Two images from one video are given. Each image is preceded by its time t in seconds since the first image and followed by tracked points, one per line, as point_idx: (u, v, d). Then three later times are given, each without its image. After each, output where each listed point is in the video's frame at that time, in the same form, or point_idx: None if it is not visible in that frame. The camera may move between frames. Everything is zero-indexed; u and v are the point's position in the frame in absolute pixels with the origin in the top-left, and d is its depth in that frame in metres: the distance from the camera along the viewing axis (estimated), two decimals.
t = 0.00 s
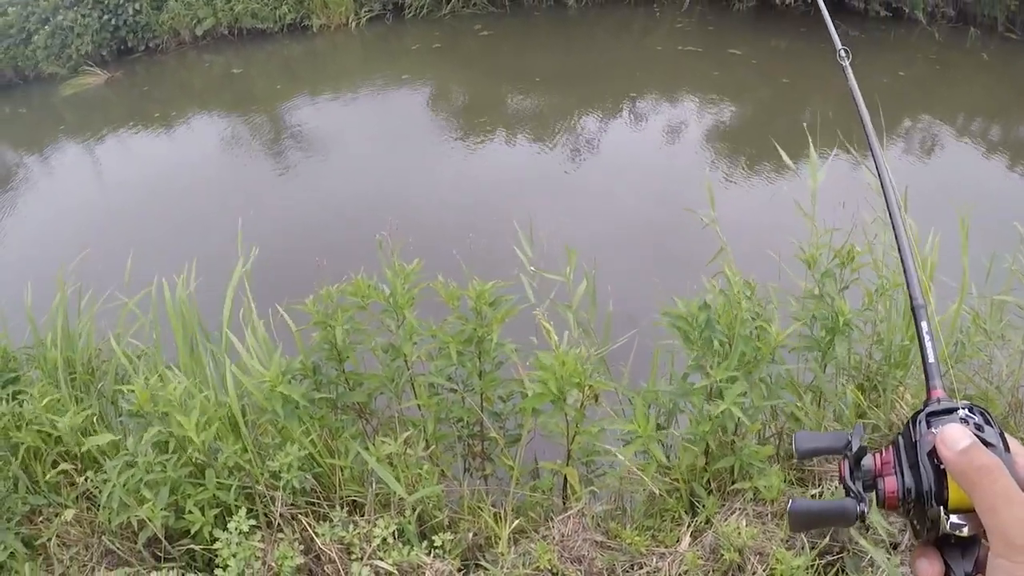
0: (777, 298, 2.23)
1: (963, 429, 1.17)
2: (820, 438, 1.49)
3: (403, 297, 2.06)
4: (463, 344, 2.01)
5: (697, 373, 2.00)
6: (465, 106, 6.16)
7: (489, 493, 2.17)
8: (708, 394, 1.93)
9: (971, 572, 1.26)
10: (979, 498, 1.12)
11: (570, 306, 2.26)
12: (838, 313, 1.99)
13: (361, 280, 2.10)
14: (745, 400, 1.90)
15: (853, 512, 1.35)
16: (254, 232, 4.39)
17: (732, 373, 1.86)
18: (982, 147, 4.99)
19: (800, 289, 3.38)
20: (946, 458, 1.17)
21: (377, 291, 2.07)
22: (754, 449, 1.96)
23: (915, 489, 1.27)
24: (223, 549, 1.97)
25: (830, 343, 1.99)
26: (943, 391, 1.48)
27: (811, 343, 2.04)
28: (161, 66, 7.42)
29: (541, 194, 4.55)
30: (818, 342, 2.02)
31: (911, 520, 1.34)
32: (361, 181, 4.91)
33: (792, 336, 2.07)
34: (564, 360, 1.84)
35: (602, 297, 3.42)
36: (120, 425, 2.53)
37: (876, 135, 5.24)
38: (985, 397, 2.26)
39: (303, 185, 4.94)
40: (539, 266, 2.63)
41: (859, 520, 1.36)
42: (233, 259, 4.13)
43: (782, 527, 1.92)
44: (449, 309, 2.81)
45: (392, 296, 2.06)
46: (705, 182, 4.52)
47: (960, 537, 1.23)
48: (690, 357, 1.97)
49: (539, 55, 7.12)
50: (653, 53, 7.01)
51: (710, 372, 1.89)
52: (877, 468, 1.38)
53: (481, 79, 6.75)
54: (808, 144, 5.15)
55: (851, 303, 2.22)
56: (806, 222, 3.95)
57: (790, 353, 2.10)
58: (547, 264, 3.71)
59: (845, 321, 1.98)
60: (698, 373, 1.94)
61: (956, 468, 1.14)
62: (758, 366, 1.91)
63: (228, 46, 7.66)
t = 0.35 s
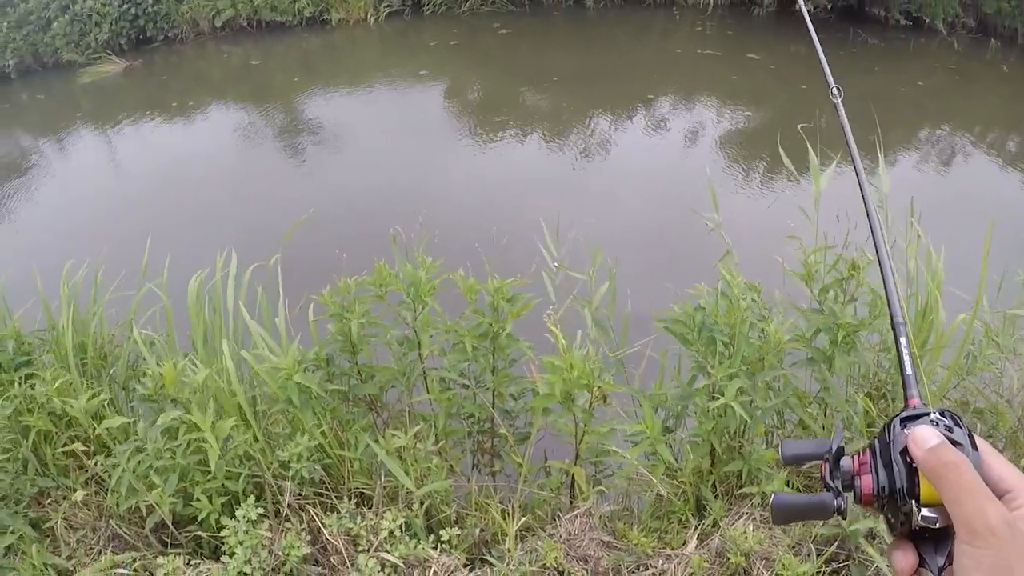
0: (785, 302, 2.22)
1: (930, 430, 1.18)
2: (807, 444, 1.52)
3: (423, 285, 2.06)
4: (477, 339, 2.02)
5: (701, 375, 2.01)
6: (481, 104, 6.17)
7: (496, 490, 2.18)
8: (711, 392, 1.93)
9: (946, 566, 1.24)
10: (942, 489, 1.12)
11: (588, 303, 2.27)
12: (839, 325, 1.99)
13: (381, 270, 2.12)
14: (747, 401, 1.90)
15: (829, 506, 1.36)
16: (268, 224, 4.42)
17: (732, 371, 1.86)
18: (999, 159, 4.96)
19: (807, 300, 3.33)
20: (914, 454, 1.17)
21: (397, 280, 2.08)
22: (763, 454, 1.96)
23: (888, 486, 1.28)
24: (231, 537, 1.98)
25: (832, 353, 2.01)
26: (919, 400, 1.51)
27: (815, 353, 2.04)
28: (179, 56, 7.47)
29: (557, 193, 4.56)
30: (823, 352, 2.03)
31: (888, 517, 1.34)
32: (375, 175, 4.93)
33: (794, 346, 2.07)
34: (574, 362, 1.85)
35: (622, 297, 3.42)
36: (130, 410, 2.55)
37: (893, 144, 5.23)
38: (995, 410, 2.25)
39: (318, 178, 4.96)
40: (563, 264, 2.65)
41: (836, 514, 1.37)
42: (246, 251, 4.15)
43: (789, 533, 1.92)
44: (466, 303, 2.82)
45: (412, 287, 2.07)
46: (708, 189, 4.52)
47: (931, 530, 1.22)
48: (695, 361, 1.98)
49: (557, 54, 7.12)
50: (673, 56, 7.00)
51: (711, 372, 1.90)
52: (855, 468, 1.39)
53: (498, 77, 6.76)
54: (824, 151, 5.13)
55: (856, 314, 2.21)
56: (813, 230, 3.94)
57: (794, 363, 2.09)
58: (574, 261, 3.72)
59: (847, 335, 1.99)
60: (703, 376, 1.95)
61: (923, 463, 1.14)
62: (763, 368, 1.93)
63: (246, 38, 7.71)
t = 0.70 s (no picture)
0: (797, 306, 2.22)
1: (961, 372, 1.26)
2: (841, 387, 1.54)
3: (436, 286, 2.07)
4: (488, 341, 2.02)
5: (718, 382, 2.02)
6: (494, 104, 6.19)
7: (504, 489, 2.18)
8: (731, 403, 1.95)
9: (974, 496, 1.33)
10: (974, 425, 1.21)
11: (598, 306, 2.28)
12: (851, 330, 2.00)
13: (394, 268, 2.13)
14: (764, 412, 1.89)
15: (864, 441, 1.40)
16: (281, 218, 4.44)
17: (754, 385, 1.87)
18: (1014, 170, 4.94)
19: (817, 307, 3.36)
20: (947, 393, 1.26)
21: (410, 278, 2.09)
22: (774, 460, 1.96)
23: (920, 424, 1.33)
24: (238, 530, 1.99)
25: (845, 360, 2.01)
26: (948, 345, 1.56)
27: (827, 360, 2.04)
28: (197, 49, 7.51)
29: (570, 194, 4.56)
30: (835, 359, 2.03)
31: (919, 453, 1.40)
32: (388, 173, 4.94)
33: (807, 353, 2.07)
34: (590, 365, 1.85)
35: (633, 300, 3.42)
36: (142, 400, 2.56)
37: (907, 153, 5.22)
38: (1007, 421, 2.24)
39: (331, 174, 4.97)
40: (572, 265, 2.66)
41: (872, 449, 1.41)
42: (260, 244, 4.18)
43: (797, 540, 1.92)
44: (478, 303, 2.84)
45: (425, 287, 2.08)
46: (719, 193, 4.52)
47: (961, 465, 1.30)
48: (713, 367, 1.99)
49: (572, 56, 7.13)
50: (690, 60, 6.99)
51: (733, 383, 1.90)
52: (886, 407, 1.42)
53: (513, 77, 6.77)
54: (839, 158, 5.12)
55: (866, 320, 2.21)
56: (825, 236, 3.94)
57: (804, 371, 2.08)
58: (584, 265, 3.74)
59: (859, 341, 2.00)
60: (722, 382, 1.96)
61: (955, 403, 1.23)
62: (780, 378, 1.91)
63: (264, 33, 7.76)
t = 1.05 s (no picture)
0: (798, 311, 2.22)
1: None
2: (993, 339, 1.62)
3: (438, 290, 2.07)
4: (491, 345, 2.02)
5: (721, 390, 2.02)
6: (498, 108, 6.20)
7: (506, 494, 2.19)
8: (733, 411, 1.95)
9: None
10: None
11: (599, 311, 2.28)
12: (857, 332, 2.00)
13: (397, 273, 2.13)
14: (768, 418, 1.91)
15: None
16: (285, 221, 4.44)
17: (757, 394, 1.87)
18: (1017, 178, 4.95)
19: (822, 312, 3.39)
20: None
21: (413, 283, 2.09)
22: (776, 465, 1.96)
23: None
24: (240, 533, 1.99)
25: (851, 363, 2.01)
26: None
27: (833, 364, 2.04)
28: (204, 49, 7.53)
29: (574, 199, 4.57)
30: (838, 363, 2.03)
31: None
32: (392, 176, 4.95)
33: (810, 358, 2.07)
34: (594, 368, 1.85)
35: (635, 305, 3.43)
36: (144, 402, 2.56)
37: (910, 158, 5.24)
38: (1009, 429, 2.24)
39: (335, 177, 4.98)
40: (572, 271, 2.67)
41: None
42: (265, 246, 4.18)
43: (799, 544, 1.92)
44: (483, 308, 2.85)
45: (427, 291, 2.08)
46: (720, 199, 4.55)
47: None
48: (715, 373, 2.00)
49: (575, 61, 7.16)
50: (696, 66, 7.00)
51: (736, 390, 1.91)
52: None
53: (517, 82, 6.78)
54: (842, 165, 5.13)
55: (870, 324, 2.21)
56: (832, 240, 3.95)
57: (809, 374, 2.07)
58: (584, 269, 3.75)
59: (865, 342, 2.00)
60: (725, 388, 1.96)
61: None
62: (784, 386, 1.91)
63: (271, 34, 7.78)
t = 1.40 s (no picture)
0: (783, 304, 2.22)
1: None
2: None
3: (420, 295, 2.07)
4: (478, 348, 2.02)
5: (707, 383, 2.03)
6: (482, 111, 6.21)
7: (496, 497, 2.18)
8: (719, 404, 1.96)
9: None
10: None
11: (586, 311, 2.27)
12: (844, 327, 2.01)
13: (380, 279, 2.12)
14: (755, 410, 1.92)
15: None
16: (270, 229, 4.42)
17: (743, 388, 1.87)
18: (998, 169, 4.99)
19: (808, 307, 3.41)
20: None
21: (395, 289, 2.09)
22: (763, 460, 1.97)
23: None
24: (230, 545, 1.98)
25: (838, 357, 2.01)
26: None
27: (820, 358, 2.05)
28: (184, 60, 7.49)
29: (559, 200, 4.57)
30: (823, 357, 2.04)
31: None
32: (377, 182, 4.94)
33: (798, 352, 2.07)
34: (579, 370, 1.85)
35: (621, 305, 3.44)
36: (131, 415, 2.54)
37: (892, 153, 5.28)
38: (995, 417, 2.25)
39: (320, 184, 4.97)
40: (558, 273, 2.67)
41: None
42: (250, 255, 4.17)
43: (790, 539, 1.92)
44: (468, 312, 2.85)
45: (410, 296, 2.08)
46: (704, 196, 4.57)
47: None
48: (701, 370, 2.00)
49: (558, 62, 7.17)
50: (676, 65, 7.03)
51: (721, 383, 1.92)
52: None
53: (500, 85, 6.79)
54: (824, 161, 5.16)
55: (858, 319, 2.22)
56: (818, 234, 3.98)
57: (797, 366, 2.07)
58: (570, 272, 3.76)
59: (852, 337, 2.01)
60: (710, 384, 1.96)
61: None
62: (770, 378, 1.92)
63: (250, 43, 7.75)
